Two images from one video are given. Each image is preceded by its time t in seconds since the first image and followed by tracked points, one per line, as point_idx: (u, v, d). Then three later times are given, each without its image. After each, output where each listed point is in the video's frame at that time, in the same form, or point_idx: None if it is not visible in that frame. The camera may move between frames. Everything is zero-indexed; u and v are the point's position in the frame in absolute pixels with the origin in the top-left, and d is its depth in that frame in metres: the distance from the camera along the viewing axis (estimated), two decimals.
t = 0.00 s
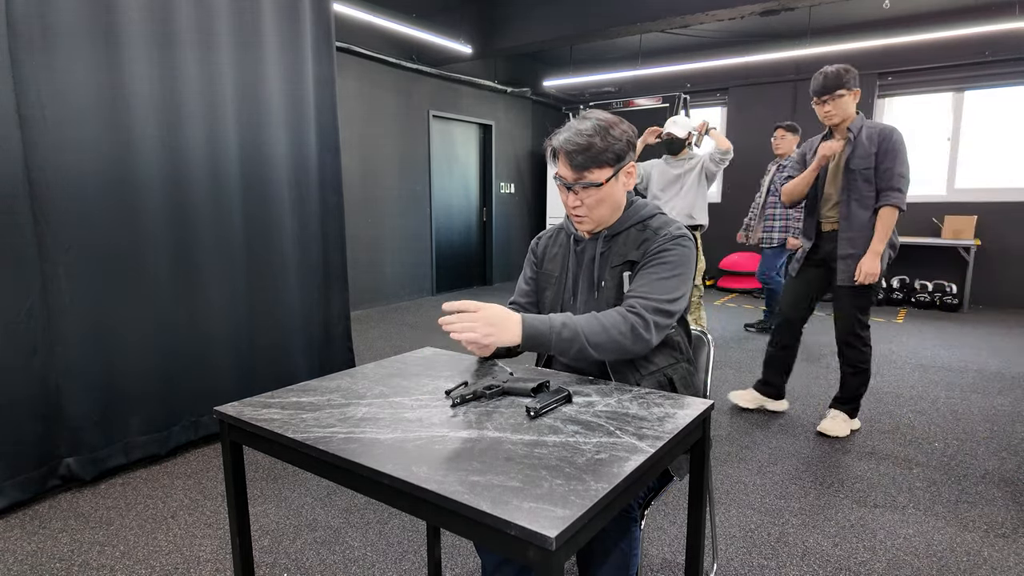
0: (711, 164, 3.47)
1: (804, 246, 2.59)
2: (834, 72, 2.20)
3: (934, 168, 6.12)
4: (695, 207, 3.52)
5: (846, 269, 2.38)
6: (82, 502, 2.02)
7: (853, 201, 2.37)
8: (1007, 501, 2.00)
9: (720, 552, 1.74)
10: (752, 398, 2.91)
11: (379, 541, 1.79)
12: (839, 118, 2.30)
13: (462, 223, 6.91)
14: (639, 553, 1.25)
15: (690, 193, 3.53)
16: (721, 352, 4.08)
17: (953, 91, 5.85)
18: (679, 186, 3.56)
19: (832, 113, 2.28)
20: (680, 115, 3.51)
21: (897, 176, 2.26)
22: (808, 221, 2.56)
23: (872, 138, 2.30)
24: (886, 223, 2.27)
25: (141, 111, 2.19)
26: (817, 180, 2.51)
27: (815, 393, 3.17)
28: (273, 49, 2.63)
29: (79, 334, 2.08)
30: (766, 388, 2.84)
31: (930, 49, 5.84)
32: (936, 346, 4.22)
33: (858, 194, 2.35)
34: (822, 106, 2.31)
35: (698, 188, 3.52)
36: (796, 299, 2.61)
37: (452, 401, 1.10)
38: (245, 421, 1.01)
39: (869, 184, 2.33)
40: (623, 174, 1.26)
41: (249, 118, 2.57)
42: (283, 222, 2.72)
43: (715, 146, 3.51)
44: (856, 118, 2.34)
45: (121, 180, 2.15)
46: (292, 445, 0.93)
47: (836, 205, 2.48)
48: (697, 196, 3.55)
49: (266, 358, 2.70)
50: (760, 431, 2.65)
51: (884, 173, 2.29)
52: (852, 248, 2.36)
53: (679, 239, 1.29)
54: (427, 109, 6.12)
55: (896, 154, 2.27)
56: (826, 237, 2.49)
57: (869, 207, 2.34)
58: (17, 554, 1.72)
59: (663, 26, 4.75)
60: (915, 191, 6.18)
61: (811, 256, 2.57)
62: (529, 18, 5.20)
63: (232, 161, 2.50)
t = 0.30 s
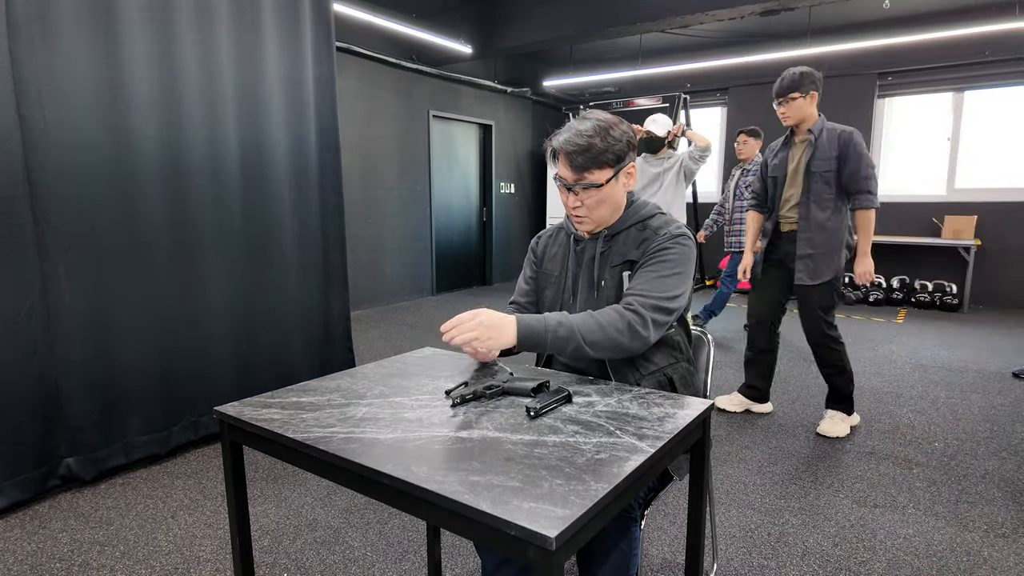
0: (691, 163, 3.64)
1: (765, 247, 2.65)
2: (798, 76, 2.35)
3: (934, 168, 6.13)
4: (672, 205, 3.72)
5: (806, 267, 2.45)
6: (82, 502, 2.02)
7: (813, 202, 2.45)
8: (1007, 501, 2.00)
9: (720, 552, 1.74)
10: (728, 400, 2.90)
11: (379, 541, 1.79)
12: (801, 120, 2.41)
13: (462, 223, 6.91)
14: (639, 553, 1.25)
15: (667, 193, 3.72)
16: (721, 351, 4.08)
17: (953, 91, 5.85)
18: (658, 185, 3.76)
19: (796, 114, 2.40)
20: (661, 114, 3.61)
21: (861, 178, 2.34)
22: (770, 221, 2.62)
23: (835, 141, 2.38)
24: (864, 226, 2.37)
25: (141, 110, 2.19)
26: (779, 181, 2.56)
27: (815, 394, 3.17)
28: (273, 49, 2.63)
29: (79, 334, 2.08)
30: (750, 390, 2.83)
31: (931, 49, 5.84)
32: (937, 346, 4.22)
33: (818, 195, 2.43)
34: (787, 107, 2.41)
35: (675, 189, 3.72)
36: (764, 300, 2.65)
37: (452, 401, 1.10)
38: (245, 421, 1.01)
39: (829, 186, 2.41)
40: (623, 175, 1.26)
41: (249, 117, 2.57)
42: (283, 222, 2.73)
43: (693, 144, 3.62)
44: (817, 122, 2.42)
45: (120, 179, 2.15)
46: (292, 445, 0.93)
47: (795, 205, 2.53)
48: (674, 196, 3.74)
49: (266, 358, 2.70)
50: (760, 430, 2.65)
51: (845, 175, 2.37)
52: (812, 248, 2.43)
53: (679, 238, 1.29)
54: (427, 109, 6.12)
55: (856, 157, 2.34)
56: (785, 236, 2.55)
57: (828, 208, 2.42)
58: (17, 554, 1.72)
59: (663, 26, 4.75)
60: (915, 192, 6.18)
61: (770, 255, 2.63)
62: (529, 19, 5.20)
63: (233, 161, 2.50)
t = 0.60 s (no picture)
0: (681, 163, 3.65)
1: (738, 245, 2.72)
2: (763, 76, 2.38)
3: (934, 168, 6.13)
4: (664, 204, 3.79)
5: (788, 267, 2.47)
6: (82, 502, 2.02)
7: (784, 202, 2.50)
8: (1007, 501, 2.00)
9: (720, 552, 1.74)
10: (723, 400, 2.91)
11: (379, 541, 1.79)
12: (766, 119, 2.47)
13: (462, 223, 6.91)
14: (639, 553, 1.25)
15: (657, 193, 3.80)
16: (721, 351, 4.09)
17: (952, 91, 5.84)
18: (650, 184, 3.84)
19: (761, 114, 2.45)
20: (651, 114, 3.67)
21: (828, 176, 2.43)
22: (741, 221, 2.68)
23: (801, 141, 2.44)
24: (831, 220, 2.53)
25: (141, 110, 2.19)
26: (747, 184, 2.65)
27: (815, 394, 3.17)
28: (273, 49, 2.63)
29: (79, 334, 2.08)
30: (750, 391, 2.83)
31: (930, 49, 5.84)
32: (937, 346, 4.22)
33: (789, 195, 2.49)
34: (752, 108, 2.46)
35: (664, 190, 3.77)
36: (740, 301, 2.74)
37: (452, 401, 1.10)
38: (245, 421, 1.01)
39: (799, 185, 2.47)
40: (623, 176, 1.26)
41: (249, 117, 2.56)
42: (283, 221, 2.72)
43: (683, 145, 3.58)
44: (782, 123, 2.49)
45: (120, 179, 2.15)
46: (292, 445, 0.93)
47: (765, 205, 2.60)
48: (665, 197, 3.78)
49: (265, 358, 2.70)
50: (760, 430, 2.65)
51: (814, 174, 2.45)
52: (790, 248, 2.47)
53: (678, 239, 1.29)
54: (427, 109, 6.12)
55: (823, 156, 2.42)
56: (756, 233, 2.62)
57: (800, 207, 2.48)
58: (16, 554, 1.72)
59: (663, 26, 4.75)
60: (915, 192, 6.18)
61: (745, 254, 2.70)
62: (529, 19, 5.20)
63: (233, 161, 2.50)
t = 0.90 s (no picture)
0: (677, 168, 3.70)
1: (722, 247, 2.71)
2: (745, 78, 2.37)
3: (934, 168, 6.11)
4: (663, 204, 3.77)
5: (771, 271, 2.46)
6: (82, 502, 2.02)
7: (766, 206, 2.51)
8: (1008, 501, 2.00)
9: (720, 552, 1.74)
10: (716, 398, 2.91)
11: (379, 541, 1.79)
12: (747, 121, 2.46)
13: (462, 223, 6.90)
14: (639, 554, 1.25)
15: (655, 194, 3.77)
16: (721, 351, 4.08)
17: (953, 91, 5.82)
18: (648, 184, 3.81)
19: (742, 116, 2.44)
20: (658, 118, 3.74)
21: (807, 180, 2.43)
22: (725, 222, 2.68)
23: (782, 145, 2.44)
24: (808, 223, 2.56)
25: (141, 111, 2.19)
26: (729, 188, 2.67)
27: (815, 394, 3.16)
28: (274, 49, 2.63)
29: (79, 334, 2.08)
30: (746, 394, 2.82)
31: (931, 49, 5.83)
32: (937, 346, 4.22)
33: (770, 199, 2.49)
34: (734, 109, 2.44)
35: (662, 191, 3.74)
36: (722, 302, 2.72)
37: (452, 401, 1.10)
38: (245, 421, 1.01)
39: (779, 189, 2.48)
40: (626, 178, 1.26)
41: (249, 118, 2.56)
42: (282, 222, 2.72)
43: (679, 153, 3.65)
44: (762, 126, 2.49)
45: (120, 179, 2.15)
46: (292, 445, 0.93)
47: (747, 208, 2.60)
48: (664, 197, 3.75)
49: (265, 359, 2.70)
50: (760, 430, 2.65)
51: (793, 177, 2.45)
52: (773, 252, 2.47)
53: (678, 238, 1.29)
54: (427, 109, 6.12)
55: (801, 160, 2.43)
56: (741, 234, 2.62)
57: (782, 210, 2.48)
58: (17, 554, 1.72)
59: (663, 26, 4.74)
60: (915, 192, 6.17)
61: (727, 256, 2.70)
62: (529, 18, 5.20)
63: (233, 161, 2.50)
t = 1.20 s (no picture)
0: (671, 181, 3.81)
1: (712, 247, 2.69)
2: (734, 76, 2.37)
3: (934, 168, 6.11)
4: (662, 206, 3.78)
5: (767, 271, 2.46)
6: (82, 502, 2.02)
7: (761, 205, 2.50)
8: (1008, 501, 2.00)
9: (720, 552, 1.74)
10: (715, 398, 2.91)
11: (379, 541, 1.79)
12: (737, 120, 2.46)
13: (462, 223, 6.90)
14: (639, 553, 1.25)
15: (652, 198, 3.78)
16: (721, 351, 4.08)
17: (953, 92, 5.81)
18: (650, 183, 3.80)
19: (732, 115, 2.44)
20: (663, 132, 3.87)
21: (800, 179, 2.45)
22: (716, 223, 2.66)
23: (775, 146, 2.46)
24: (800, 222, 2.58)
25: (141, 111, 2.19)
26: (721, 189, 2.65)
27: (815, 394, 3.16)
28: (273, 49, 2.63)
29: (80, 334, 2.09)
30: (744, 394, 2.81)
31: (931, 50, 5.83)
32: (937, 346, 4.22)
33: (765, 198, 2.49)
34: (724, 108, 2.44)
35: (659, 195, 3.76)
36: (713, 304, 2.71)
37: (452, 401, 1.09)
38: (245, 421, 1.01)
39: (774, 188, 2.48)
40: (625, 179, 1.26)
41: (249, 118, 2.56)
42: (283, 222, 2.72)
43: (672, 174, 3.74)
44: (754, 125, 2.49)
45: (120, 179, 2.15)
46: (292, 445, 0.93)
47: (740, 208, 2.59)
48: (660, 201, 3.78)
49: (266, 359, 2.70)
50: (760, 430, 2.65)
51: (787, 176, 2.47)
52: (769, 252, 2.47)
53: (680, 238, 1.30)
54: (427, 109, 6.12)
55: (794, 159, 2.45)
56: (733, 236, 2.59)
57: (777, 210, 2.48)
58: (17, 554, 1.72)
59: (663, 26, 4.74)
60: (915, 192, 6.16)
61: (714, 254, 2.68)
62: (529, 18, 5.20)
63: (233, 161, 2.50)
